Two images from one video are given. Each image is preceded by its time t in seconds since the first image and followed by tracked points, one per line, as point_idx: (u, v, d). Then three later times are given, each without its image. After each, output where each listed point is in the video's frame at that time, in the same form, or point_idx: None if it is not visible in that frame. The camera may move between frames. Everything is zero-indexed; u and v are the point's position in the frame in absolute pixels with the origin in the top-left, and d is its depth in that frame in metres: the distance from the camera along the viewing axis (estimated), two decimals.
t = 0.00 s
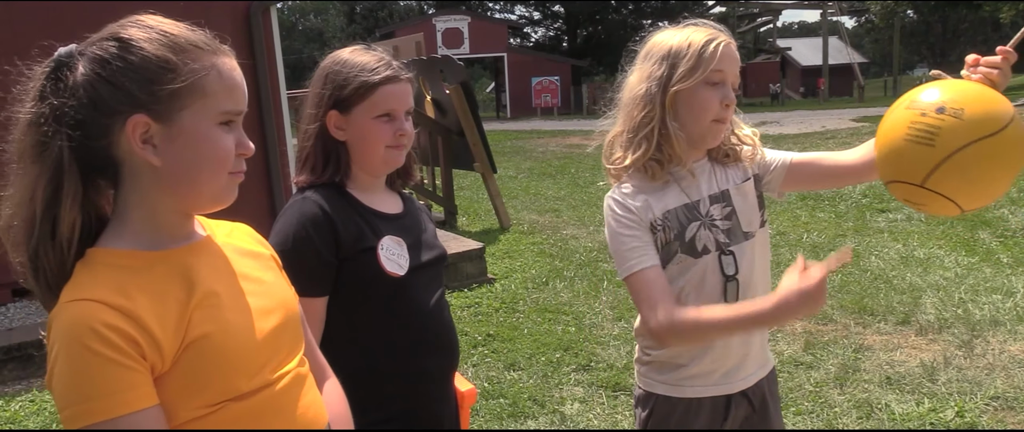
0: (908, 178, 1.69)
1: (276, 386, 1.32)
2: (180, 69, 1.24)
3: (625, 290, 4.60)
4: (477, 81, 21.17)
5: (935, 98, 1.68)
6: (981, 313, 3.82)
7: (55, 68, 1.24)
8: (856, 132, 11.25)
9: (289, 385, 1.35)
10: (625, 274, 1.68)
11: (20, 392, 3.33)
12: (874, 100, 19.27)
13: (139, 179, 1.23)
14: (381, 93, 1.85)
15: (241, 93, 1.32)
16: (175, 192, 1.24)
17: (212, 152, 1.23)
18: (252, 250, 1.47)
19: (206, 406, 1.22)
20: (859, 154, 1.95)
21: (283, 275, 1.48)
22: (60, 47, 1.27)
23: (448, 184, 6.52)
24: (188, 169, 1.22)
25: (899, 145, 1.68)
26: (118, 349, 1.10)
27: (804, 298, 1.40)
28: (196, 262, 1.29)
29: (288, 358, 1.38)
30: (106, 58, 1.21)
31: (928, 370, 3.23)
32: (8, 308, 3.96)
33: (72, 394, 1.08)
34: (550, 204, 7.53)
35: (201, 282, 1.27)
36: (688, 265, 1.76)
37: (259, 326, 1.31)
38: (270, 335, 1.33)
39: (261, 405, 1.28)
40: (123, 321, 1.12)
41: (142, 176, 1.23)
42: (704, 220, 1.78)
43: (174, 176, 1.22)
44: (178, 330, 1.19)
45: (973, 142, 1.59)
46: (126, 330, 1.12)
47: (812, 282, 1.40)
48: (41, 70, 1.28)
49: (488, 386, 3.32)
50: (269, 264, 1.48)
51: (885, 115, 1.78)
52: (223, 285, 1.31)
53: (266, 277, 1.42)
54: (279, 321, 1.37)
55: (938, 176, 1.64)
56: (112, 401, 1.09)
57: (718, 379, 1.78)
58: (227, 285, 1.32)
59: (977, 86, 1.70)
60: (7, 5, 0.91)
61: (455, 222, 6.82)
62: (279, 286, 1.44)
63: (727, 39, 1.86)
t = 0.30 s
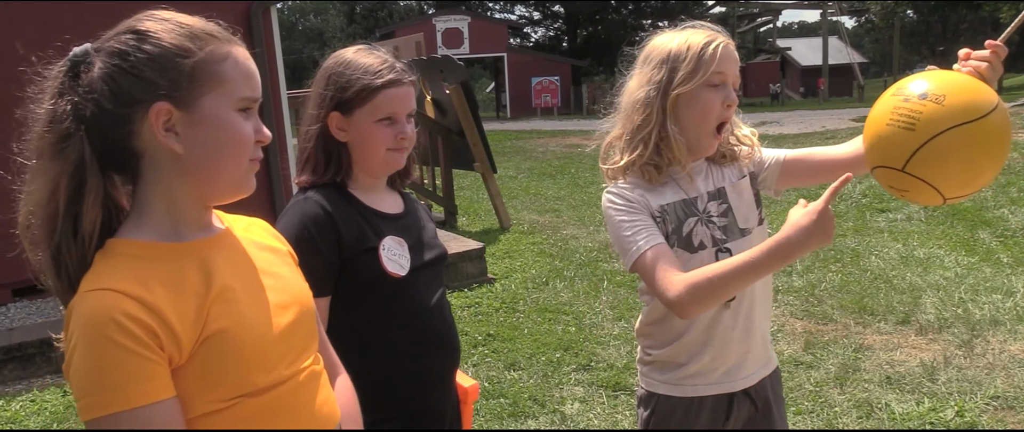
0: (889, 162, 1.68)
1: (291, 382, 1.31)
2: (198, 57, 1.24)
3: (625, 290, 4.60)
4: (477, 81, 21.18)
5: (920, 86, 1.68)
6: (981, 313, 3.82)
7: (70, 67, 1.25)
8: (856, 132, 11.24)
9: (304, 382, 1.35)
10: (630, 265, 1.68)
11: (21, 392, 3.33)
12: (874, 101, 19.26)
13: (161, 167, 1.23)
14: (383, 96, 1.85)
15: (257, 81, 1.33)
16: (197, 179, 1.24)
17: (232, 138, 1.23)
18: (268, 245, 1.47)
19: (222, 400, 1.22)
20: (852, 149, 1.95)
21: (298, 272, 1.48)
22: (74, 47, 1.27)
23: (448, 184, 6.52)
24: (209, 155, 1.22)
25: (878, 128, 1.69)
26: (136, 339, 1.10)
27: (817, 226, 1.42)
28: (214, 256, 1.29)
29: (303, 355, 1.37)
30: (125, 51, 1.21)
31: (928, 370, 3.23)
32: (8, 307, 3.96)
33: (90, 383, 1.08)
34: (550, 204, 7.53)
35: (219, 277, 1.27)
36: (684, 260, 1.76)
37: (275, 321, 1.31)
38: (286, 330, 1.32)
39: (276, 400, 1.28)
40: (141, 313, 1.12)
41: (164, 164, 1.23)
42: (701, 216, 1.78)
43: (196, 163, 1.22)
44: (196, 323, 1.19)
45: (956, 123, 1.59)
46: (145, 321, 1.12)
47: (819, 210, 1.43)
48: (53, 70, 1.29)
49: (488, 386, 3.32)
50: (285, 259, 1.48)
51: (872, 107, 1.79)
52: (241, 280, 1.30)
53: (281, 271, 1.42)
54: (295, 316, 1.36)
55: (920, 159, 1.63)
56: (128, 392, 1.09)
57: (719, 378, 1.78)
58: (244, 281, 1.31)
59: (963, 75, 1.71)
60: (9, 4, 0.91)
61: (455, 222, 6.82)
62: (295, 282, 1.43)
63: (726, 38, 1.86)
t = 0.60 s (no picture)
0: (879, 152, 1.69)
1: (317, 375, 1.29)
2: (229, 51, 1.25)
3: (625, 290, 4.60)
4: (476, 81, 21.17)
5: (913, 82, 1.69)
6: (981, 312, 3.82)
7: (104, 63, 1.27)
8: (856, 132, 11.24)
9: (329, 375, 1.33)
10: (631, 262, 1.68)
11: (21, 392, 3.33)
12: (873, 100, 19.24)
13: (195, 159, 1.23)
14: (383, 99, 1.84)
15: (283, 76, 1.34)
16: (229, 170, 1.24)
17: (263, 130, 1.24)
18: (293, 238, 1.45)
19: (247, 390, 1.21)
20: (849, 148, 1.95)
21: (323, 268, 1.44)
22: (107, 43, 1.29)
23: (448, 184, 6.52)
24: (241, 146, 1.23)
25: (871, 119, 1.70)
26: (162, 325, 1.10)
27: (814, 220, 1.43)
28: (243, 247, 1.28)
29: (330, 348, 1.35)
30: (158, 46, 1.23)
31: (928, 369, 3.24)
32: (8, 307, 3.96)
33: (118, 368, 1.09)
34: (550, 204, 7.53)
35: (248, 267, 1.26)
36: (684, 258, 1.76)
37: (300, 312, 1.29)
38: (311, 321, 1.30)
39: (299, 392, 1.26)
40: (169, 300, 1.13)
41: (197, 154, 1.23)
42: (701, 214, 1.78)
43: (229, 153, 1.22)
44: (223, 312, 1.19)
45: (945, 115, 1.59)
46: (172, 309, 1.12)
47: (819, 204, 1.42)
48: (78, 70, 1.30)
49: (488, 386, 3.32)
50: (309, 251, 1.47)
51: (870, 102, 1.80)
52: (269, 271, 1.29)
53: (306, 265, 1.39)
54: (319, 309, 1.34)
55: (909, 150, 1.63)
56: (155, 377, 1.10)
57: (719, 377, 1.78)
58: (273, 272, 1.30)
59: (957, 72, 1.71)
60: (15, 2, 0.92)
61: (455, 222, 6.82)
62: (319, 276, 1.40)
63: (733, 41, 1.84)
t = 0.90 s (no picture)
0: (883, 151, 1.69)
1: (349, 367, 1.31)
2: (270, 45, 1.26)
3: (625, 290, 4.60)
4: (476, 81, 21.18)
5: (916, 82, 1.69)
6: (981, 312, 3.82)
7: (152, 69, 1.29)
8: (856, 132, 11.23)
9: (360, 369, 1.35)
10: (631, 257, 1.67)
11: (20, 392, 3.33)
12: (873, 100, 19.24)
13: (244, 153, 1.25)
14: (385, 99, 1.83)
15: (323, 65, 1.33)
16: (278, 162, 1.25)
17: (307, 119, 1.24)
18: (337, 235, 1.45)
19: (283, 376, 1.24)
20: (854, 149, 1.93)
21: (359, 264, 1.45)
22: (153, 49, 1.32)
23: (448, 184, 6.52)
24: (288, 138, 1.23)
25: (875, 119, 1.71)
26: (208, 309, 1.13)
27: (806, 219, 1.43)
28: (289, 238, 1.30)
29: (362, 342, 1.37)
30: (201, 48, 1.24)
31: (927, 369, 3.23)
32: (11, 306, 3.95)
33: (163, 346, 1.12)
34: (550, 204, 7.53)
35: (294, 260, 1.28)
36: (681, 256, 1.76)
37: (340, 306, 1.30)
38: (349, 315, 1.32)
39: (331, 381, 1.28)
40: (217, 285, 1.15)
41: (246, 148, 1.24)
42: (700, 214, 1.78)
43: (277, 146, 1.23)
44: (267, 300, 1.21)
45: (948, 115, 1.59)
46: (218, 293, 1.15)
47: (812, 202, 1.42)
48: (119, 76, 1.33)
49: (487, 386, 3.32)
50: (352, 248, 1.47)
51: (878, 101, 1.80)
52: (314, 265, 1.31)
53: (347, 261, 1.40)
54: (358, 304, 1.36)
55: (911, 149, 1.63)
56: (199, 358, 1.12)
57: (714, 376, 1.78)
58: (317, 264, 1.32)
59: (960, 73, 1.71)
60: None
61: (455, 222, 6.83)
62: (358, 271, 1.41)
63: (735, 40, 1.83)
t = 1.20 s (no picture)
0: (899, 166, 1.67)
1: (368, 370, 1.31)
2: (314, 49, 1.25)
3: (625, 291, 4.60)
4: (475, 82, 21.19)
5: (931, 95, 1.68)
6: (981, 313, 3.82)
7: (208, 101, 1.33)
8: (856, 132, 11.23)
9: (379, 375, 1.35)
10: (631, 259, 1.67)
11: (20, 392, 3.33)
12: (873, 100, 19.23)
13: (309, 159, 1.24)
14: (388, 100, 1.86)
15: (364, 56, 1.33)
16: (339, 163, 1.23)
17: (364, 112, 1.23)
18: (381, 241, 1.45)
19: (304, 370, 1.24)
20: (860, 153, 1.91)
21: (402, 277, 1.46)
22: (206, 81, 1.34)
23: (448, 184, 6.52)
24: (350, 137, 1.22)
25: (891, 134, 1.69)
26: (249, 299, 1.13)
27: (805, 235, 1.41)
28: (334, 240, 1.30)
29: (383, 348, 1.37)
30: (246, 68, 1.26)
31: (927, 370, 3.23)
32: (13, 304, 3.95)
33: (203, 325, 1.11)
34: (550, 204, 7.54)
35: (336, 262, 1.27)
36: (682, 261, 1.76)
37: (372, 314, 1.30)
38: (378, 323, 1.32)
39: (349, 381, 1.28)
40: (258, 273, 1.15)
41: (308, 153, 1.24)
42: (702, 218, 1.78)
43: (338, 147, 1.22)
44: (306, 296, 1.20)
45: (966, 132, 1.59)
46: (259, 281, 1.15)
47: (812, 220, 1.40)
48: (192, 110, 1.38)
49: (487, 386, 3.32)
50: (394, 260, 1.45)
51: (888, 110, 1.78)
52: (352, 269, 1.30)
53: (386, 270, 1.40)
54: (388, 315, 1.35)
55: (929, 166, 1.62)
56: (232, 342, 1.11)
57: (710, 377, 1.78)
58: (356, 268, 1.31)
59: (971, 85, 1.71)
60: None
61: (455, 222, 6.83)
62: (394, 291, 1.38)
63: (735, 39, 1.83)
